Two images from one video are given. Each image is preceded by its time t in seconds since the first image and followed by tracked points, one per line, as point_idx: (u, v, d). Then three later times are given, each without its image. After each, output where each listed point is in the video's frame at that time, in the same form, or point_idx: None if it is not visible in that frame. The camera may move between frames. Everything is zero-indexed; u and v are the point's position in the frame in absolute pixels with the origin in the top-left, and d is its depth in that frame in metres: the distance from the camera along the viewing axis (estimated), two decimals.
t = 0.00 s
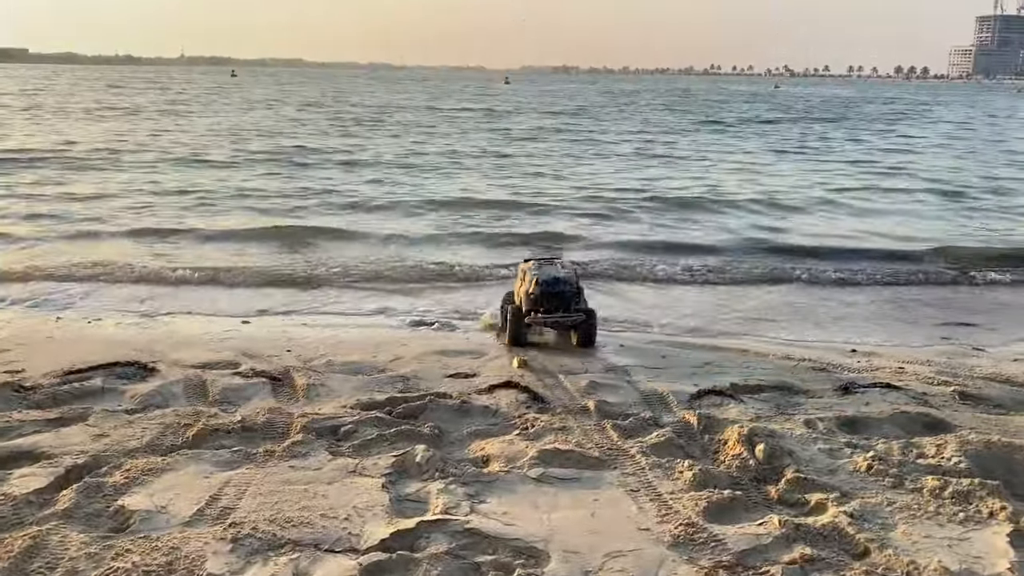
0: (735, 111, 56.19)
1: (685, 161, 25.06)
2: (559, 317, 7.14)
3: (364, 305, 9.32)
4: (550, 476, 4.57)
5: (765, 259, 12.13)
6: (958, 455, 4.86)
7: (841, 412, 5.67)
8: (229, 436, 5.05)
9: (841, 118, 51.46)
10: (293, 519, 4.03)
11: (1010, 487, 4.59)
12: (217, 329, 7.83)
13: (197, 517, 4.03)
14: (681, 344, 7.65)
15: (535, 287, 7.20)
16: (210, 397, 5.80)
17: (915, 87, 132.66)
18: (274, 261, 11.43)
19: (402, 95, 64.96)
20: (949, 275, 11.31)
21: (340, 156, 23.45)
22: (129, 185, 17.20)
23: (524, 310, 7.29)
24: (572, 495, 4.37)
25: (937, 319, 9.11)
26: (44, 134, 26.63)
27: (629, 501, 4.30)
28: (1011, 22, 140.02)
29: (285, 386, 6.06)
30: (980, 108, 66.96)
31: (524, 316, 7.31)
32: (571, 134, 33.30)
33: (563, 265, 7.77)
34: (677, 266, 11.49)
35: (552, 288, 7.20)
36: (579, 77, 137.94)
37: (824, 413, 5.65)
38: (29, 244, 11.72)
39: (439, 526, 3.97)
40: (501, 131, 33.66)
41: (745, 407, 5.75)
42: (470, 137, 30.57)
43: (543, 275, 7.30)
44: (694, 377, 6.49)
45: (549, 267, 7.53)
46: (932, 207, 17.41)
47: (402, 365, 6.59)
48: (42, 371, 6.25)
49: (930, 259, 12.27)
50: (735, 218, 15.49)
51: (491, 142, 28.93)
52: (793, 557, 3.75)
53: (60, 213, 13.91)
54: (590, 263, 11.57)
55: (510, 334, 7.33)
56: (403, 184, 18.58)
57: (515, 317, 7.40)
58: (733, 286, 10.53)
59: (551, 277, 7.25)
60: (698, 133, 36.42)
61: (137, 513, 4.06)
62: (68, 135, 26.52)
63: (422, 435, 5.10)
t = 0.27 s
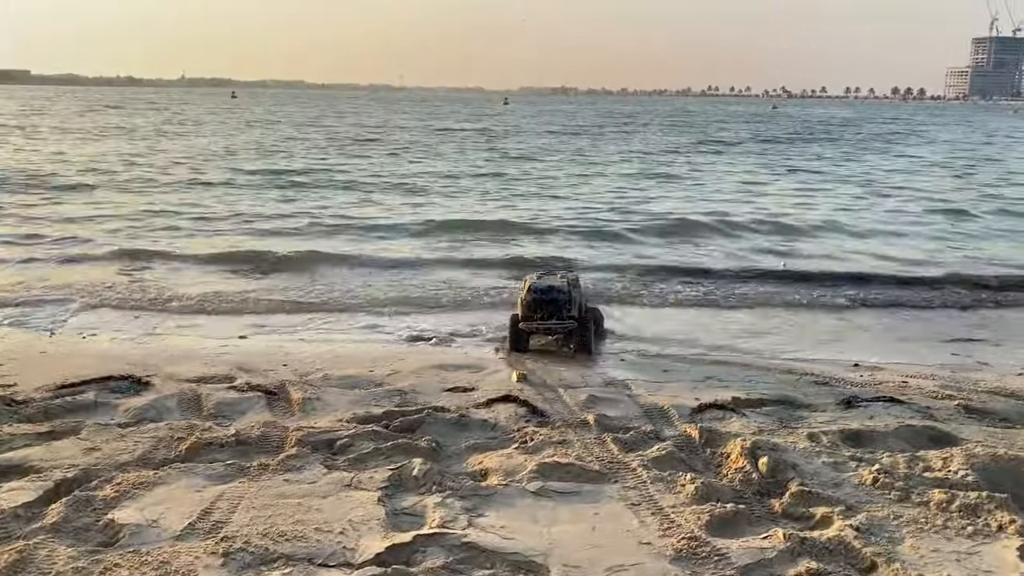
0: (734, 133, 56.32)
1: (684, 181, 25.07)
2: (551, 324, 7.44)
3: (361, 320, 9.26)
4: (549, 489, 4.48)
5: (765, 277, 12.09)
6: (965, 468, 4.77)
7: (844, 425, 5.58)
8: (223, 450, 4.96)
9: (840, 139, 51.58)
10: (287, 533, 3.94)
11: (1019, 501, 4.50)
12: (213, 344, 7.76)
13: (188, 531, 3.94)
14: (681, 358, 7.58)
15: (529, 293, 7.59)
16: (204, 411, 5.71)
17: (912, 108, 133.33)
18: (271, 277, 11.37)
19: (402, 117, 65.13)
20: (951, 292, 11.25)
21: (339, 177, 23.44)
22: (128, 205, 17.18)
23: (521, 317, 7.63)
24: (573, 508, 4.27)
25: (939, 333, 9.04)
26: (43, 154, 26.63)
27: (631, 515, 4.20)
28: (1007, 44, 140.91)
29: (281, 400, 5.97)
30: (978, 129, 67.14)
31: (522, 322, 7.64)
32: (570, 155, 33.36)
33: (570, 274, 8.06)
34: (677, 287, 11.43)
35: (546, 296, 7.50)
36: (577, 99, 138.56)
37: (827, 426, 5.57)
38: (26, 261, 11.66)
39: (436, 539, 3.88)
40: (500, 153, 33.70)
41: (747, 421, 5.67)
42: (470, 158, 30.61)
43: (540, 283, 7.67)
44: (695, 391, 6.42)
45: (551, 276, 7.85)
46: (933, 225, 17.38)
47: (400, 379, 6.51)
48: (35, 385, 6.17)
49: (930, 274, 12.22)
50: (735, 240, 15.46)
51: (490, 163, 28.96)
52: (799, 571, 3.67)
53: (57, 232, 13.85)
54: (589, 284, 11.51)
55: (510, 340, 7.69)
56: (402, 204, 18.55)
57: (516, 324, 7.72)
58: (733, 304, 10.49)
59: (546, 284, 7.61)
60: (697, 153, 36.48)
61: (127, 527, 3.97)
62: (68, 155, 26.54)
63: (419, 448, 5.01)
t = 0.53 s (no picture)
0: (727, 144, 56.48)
1: (676, 192, 25.10)
2: (535, 342, 7.49)
3: (350, 335, 9.25)
4: (529, 507, 4.47)
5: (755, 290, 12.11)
6: (945, 485, 4.78)
7: (827, 441, 5.58)
8: (203, 467, 4.95)
9: (833, 150, 51.80)
10: (263, 552, 3.93)
11: (998, 518, 4.50)
12: (198, 359, 7.74)
13: (163, 550, 3.93)
14: (668, 372, 7.59)
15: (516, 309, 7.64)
16: (187, 428, 5.70)
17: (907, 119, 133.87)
18: (261, 291, 11.36)
19: (397, 130, 65.13)
20: (940, 303, 11.27)
21: (332, 191, 23.43)
22: (120, 221, 17.17)
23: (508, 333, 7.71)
24: (551, 526, 4.27)
25: (927, 347, 9.05)
26: (37, 169, 26.63)
27: (609, 533, 4.20)
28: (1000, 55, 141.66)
29: (264, 416, 5.96)
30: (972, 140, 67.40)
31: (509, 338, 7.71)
32: (563, 168, 33.41)
33: (562, 291, 8.09)
34: (667, 298, 11.42)
35: (531, 313, 7.57)
36: (573, 110, 138.81)
37: (810, 442, 5.57)
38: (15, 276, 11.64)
39: (413, 558, 3.87)
40: (494, 166, 33.72)
41: (730, 437, 5.67)
42: (463, 172, 30.63)
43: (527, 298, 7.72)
44: (679, 406, 6.41)
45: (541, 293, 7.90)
46: (924, 236, 17.42)
47: (384, 395, 6.50)
48: (17, 402, 6.16)
49: (920, 286, 12.25)
50: (726, 249, 15.45)
51: (484, 176, 28.97)
52: None
53: (48, 249, 13.84)
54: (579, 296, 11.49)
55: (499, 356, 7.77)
56: (394, 218, 18.53)
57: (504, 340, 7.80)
58: (723, 317, 10.50)
59: (533, 301, 7.66)
60: (690, 165, 36.55)
61: (102, 546, 3.96)
62: (61, 170, 26.54)
63: (401, 465, 5.01)
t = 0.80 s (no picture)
0: (716, 150, 56.72)
1: (667, 198, 25.18)
2: (526, 342, 7.57)
3: (341, 337, 9.23)
4: (520, 502, 4.47)
5: (746, 293, 12.16)
6: (935, 479, 4.79)
7: (817, 437, 5.59)
8: (192, 466, 4.93)
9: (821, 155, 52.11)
10: (252, 549, 3.91)
11: (987, 512, 4.53)
12: (188, 361, 7.71)
13: (151, 547, 3.91)
14: (659, 372, 7.59)
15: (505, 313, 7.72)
16: (176, 427, 5.67)
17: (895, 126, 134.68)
18: (251, 294, 11.32)
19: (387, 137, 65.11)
20: (930, 305, 11.32)
21: (323, 198, 23.40)
22: (110, 228, 17.10)
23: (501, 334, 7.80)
24: (542, 521, 4.27)
25: (916, 347, 9.09)
26: (26, 176, 26.51)
27: (600, 528, 4.19)
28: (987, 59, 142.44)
29: (254, 416, 5.94)
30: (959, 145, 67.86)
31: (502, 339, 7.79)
32: (554, 174, 33.46)
33: (556, 291, 8.16)
34: (658, 302, 11.43)
35: (522, 314, 7.64)
36: (564, 117, 139.07)
37: (800, 439, 5.58)
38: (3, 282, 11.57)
39: (403, 553, 3.86)
40: (485, 173, 33.72)
41: (721, 434, 5.68)
42: (453, 178, 30.62)
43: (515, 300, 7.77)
44: (671, 405, 6.42)
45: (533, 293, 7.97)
46: (913, 240, 17.53)
47: (375, 394, 6.49)
48: (5, 403, 6.12)
49: (910, 290, 12.31)
50: (716, 253, 15.49)
51: (474, 183, 28.98)
52: None
53: (37, 254, 13.77)
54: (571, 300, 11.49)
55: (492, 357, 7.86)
56: (385, 225, 18.51)
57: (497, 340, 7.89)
58: (714, 318, 10.53)
59: (523, 302, 7.72)
60: (680, 171, 36.65)
61: (90, 543, 3.93)
62: (51, 177, 26.43)
63: (391, 463, 5.00)
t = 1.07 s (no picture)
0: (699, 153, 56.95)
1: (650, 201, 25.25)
2: (512, 342, 7.56)
3: (322, 340, 9.16)
4: (500, 506, 4.43)
5: (728, 295, 12.20)
6: (915, 479, 4.80)
7: (798, 437, 5.59)
8: (168, 472, 4.86)
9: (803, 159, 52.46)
10: (228, 555, 3.86)
11: (967, 511, 4.53)
12: (166, 366, 7.61)
13: (125, 555, 3.84)
14: (641, 373, 7.58)
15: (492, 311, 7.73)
16: (153, 433, 5.60)
17: (875, 129, 135.85)
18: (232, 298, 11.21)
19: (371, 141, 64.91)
20: (909, 307, 11.40)
21: (305, 202, 23.26)
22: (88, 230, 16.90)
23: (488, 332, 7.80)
24: (522, 524, 4.23)
25: (896, 347, 9.14)
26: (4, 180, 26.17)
27: (580, 531, 4.16)
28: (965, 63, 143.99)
29: (232, 421, 5.87)
30: (938, 149, 68.52)
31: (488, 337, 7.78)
32: (538, 178, 33.46)
33: (547, 292, 8.14)
34: (641, 304, 11.43)
35: (509, 313, 7.63)
36: (547, 121, 139.28)
37: (781, 439, 5.58)
38: None
39: (381, 558, 3.81)
40: (469, 177, 33.68)
41: (702, 435, 5.66)
42: (437, 182, 30.56)
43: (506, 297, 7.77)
44: (653, 406, 6.40)
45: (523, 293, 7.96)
46: (893, 242, 17.67)
47: (355, 398, 6.43)
48: None
49: (889, 293, 12.40)
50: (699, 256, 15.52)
51: (458, 187, 28.93)
52: None
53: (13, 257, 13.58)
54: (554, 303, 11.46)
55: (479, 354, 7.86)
56: (369, 228, 18.42)
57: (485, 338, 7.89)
58: (696, 319, 10.54)
59: (512, 301, 7.71)
60: (663, 174, 36.77)
61: (62, 551, 3.86)
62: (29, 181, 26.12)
63: (370, 467, 4.94)
